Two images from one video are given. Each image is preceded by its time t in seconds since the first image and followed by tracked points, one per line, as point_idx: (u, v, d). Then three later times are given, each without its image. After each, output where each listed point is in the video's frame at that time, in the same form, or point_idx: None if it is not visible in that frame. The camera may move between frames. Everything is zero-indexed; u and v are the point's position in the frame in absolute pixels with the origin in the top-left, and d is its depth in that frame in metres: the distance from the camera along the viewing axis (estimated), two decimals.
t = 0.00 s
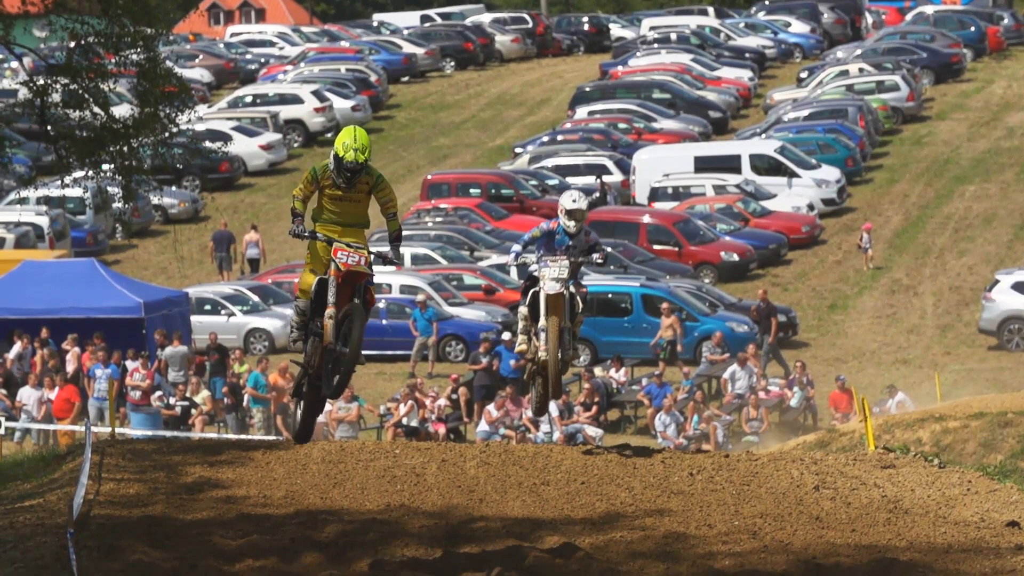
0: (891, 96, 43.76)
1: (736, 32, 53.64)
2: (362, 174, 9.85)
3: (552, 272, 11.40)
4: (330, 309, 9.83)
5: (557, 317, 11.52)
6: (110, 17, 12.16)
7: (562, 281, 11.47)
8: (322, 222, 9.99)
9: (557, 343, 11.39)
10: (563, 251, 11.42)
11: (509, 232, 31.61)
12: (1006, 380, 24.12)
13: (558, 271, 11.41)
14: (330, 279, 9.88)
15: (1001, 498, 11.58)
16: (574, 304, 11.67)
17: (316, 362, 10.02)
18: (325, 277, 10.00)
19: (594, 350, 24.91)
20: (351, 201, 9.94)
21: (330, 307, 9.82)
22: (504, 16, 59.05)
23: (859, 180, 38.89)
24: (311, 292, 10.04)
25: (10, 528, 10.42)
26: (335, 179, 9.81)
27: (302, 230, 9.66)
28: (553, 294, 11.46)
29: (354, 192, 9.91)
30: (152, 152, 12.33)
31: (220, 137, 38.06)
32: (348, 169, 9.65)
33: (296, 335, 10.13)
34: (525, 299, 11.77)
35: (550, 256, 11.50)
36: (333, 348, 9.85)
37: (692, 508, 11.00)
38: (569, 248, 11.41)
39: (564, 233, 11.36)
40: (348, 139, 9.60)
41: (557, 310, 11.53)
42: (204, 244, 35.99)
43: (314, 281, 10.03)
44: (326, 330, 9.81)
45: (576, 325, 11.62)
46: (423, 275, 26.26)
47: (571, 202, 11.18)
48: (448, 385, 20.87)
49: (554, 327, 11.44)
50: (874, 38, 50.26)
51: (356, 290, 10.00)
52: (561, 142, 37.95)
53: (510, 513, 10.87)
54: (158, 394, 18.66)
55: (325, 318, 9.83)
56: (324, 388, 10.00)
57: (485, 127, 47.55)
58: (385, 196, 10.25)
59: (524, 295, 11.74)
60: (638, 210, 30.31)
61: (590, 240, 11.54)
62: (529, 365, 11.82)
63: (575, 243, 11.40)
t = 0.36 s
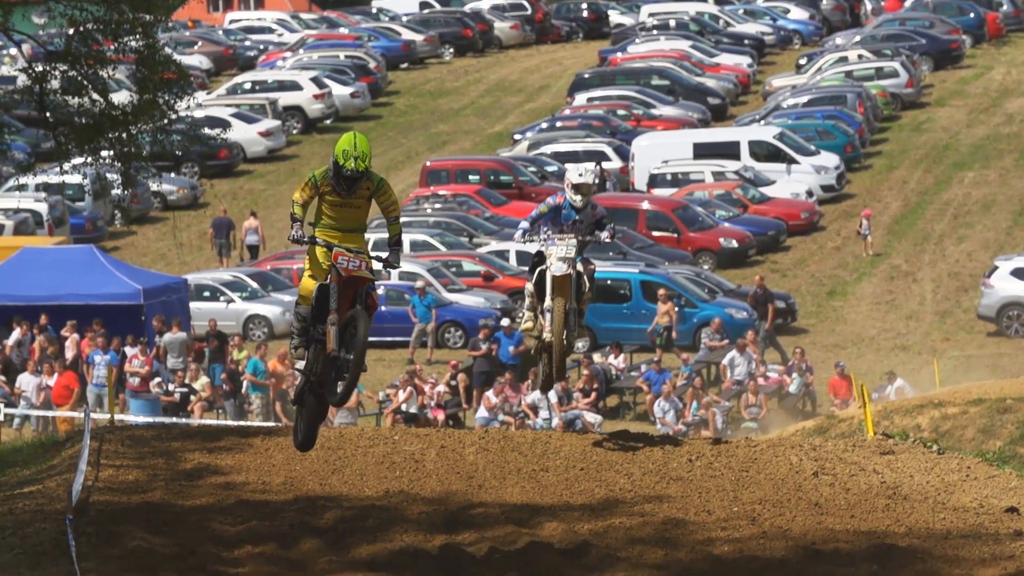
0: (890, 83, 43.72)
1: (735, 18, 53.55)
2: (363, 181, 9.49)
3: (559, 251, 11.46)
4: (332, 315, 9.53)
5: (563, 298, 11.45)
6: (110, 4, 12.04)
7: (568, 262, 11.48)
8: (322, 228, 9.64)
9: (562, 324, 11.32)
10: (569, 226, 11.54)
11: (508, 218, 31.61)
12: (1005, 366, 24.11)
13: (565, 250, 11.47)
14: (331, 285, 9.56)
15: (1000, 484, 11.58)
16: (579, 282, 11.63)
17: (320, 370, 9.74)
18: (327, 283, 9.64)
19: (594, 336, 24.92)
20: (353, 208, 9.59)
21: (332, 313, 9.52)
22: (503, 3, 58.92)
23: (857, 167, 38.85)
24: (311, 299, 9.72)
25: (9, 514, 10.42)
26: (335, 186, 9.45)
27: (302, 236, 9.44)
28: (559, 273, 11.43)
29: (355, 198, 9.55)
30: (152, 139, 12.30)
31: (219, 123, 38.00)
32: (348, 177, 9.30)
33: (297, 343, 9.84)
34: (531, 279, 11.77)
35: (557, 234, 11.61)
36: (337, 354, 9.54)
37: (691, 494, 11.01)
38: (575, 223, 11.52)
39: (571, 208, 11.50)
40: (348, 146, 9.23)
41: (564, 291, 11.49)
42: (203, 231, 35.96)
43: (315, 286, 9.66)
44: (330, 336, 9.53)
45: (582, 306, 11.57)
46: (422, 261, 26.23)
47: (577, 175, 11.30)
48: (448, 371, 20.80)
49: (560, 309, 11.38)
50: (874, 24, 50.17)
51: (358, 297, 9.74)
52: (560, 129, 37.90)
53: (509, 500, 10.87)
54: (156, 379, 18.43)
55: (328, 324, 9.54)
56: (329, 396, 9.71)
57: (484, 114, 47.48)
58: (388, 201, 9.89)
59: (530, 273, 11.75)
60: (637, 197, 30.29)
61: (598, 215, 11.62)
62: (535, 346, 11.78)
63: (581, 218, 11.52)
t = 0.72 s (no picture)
0: (888, 67, 43.67)
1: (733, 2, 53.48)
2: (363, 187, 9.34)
3: (566, 229, 11.32)
4: (332, 322, 9.31)
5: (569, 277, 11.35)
6: None
7: (576, 241, 11.33)
8: (321, 233, 9.49)
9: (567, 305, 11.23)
10: (575, 200, 11.43)
11: (507, 202, 31.57)
12: (1003, 349, 24.12)
13: (572, 228, 11.33)
14: (331, 291, 9.35)
15: (998, 467, 11.59)
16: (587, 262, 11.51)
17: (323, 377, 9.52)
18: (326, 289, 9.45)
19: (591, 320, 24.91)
20: (352, 214, 9.46)
21: (332, 321, 9.30)
22: None
23: (855, 150, 38.81)
24: (312, 306, 9.54)
25: (7, 499, 10.42)
26: (334, 193, 9.31)
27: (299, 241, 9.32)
28: (565, 252, 11.31)
29: (354, 204, 9.41)
30: (149, 122, 12.23)
31: (217, 107, 37.91)
32: (347, 186, 9.14)
33: (299, 351, 9.65)
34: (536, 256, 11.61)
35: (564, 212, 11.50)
36: (339, 362, 9.29)
37: (689, 478, 11.01)
38: (580, 197, 11.42)
39: (576, 181, 11.36)
40: (347, 155, 9.04)
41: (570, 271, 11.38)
42: (201, 215, 35.91)
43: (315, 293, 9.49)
44: (331, 345, 9.30)
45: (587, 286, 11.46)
46: (420, 245, 26.19)
47: (582, 149, 11.21)
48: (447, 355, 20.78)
49: (566, 289, 11.29)
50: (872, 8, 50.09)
51: (358, 302, 9.44)
52: (558, 113, 37.84)
53: (507, 483, 10.87)
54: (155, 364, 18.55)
55: (329, 332, 9.31)
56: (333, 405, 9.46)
57: (482, 98, 47.41)
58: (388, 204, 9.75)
59: (537, 251, 11.58)
60: (636, 180, 30.25)
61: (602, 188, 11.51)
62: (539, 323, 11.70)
63: (587, 191, 11.39)
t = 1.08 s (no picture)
0: (887, 51, 43.59)
1: None
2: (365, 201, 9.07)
3: (576, 211, 11.20)
4: (336, 334, 9.00)
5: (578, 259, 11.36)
6: None
7: (584, 223, 11.27)
8: (322, 245, 9.23)
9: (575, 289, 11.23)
10: (583, 177, 11.39)
11: (506, 187, 31.55)
12: (1003, 334, 24.10)
13: (581, 210, 11.20)
14: (332, 303, 9.06)
15: (999, 452, 11.57)
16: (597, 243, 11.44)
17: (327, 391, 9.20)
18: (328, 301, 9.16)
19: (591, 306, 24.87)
20: (354, 227, 9.19)
21: (336, 333, 8.99)
22: None
23: (855, 135, 38.74)
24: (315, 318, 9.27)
25: (7, 485, 10.41)
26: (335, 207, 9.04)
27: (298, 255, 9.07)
28: (573, 234, 11.29)
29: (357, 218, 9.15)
30: (149, 108, 12.18)
31: (217, 93, 37.84)
32: (349, 200, 8.88)
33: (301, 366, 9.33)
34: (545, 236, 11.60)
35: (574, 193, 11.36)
36: (343, 375, 8.95)
37: (689, 463, 10.99)
38: (587, 174, 11.38)
39: (584, 158, 11.31)
40: (349, 168, 8.81)
41: (577, 254, 11.37)
42: (200, 201, 35.86)
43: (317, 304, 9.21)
44: (335, 358, 8.97)
45: (596, 269, 11.45)
46: (420, 231, 26.14)
47: (591, 126, 11.05)
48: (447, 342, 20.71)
49: (575, 273, 11.29)
50: None
51: (361, 315, 9.14)
52: (557, 98, 37.77)
53: (507, 469, 10.85)
54: (155, 349, 18.58)
55: (332, 345, 8.99)
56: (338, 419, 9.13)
57: (481, 83, 47.33)
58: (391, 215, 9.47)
59: (545, 231, 11.54)
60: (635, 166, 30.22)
61: (610, 165, 11.46)
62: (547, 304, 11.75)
63: (594, 168, 11.36)
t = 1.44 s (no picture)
0: (889, 35, 43.49)
1: None
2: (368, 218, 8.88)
3: (588, 193, 11.04)
4: (339, 350, 8.82)
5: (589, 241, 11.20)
6: None
7: (596, 207, 11.12)
8: (324, 260, 9.08)
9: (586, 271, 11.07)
10: (593, 157, 11.28)
11: (508, 171, 31.53)
12: (1004, 317, 24.09)
13: (594, 192, 11.05)
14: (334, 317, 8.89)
15: (1001, 436, 11.56)
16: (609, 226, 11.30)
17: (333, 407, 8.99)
18: (331, 314, 9.02)
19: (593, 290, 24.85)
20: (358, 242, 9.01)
21: (339, 348, 8.81)
22: None
23: (856, 120, 38.67)
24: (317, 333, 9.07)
25: (8, 470, 10.40)
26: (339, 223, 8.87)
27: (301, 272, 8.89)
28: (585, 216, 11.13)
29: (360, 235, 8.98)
30: (149, 94, 12.16)
31: (218, 78, 37.76)
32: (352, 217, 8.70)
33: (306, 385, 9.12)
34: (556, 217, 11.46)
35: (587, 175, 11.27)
36: (349, 391, 8.75)
37: (691, 448, 10.98)
38: (597, 153, 11.28)
39: (593, 138, 11.21)
40: (352, 186, 8.64)
41: (588, 237, 11.20)
42: (201, 186, 35.81)
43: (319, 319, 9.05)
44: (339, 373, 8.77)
45: (607, 252, 11.27)
46: (421, 216, 26.10)
47: (600, 106, 10.95)
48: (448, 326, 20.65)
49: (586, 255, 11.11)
50: None
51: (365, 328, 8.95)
52: (559, 82, 37.69)
53: (509, 454, 10.84)
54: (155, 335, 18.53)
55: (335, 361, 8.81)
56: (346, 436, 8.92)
57: (483, 67, 47.22)
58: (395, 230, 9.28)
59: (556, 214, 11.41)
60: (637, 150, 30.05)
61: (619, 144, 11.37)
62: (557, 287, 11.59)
63: (604, 147, 11.25)
